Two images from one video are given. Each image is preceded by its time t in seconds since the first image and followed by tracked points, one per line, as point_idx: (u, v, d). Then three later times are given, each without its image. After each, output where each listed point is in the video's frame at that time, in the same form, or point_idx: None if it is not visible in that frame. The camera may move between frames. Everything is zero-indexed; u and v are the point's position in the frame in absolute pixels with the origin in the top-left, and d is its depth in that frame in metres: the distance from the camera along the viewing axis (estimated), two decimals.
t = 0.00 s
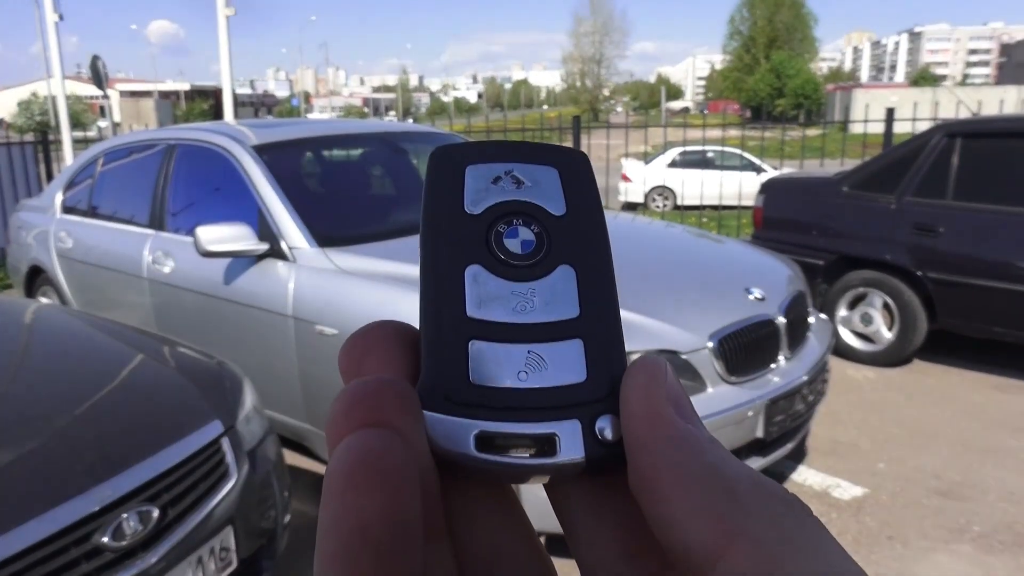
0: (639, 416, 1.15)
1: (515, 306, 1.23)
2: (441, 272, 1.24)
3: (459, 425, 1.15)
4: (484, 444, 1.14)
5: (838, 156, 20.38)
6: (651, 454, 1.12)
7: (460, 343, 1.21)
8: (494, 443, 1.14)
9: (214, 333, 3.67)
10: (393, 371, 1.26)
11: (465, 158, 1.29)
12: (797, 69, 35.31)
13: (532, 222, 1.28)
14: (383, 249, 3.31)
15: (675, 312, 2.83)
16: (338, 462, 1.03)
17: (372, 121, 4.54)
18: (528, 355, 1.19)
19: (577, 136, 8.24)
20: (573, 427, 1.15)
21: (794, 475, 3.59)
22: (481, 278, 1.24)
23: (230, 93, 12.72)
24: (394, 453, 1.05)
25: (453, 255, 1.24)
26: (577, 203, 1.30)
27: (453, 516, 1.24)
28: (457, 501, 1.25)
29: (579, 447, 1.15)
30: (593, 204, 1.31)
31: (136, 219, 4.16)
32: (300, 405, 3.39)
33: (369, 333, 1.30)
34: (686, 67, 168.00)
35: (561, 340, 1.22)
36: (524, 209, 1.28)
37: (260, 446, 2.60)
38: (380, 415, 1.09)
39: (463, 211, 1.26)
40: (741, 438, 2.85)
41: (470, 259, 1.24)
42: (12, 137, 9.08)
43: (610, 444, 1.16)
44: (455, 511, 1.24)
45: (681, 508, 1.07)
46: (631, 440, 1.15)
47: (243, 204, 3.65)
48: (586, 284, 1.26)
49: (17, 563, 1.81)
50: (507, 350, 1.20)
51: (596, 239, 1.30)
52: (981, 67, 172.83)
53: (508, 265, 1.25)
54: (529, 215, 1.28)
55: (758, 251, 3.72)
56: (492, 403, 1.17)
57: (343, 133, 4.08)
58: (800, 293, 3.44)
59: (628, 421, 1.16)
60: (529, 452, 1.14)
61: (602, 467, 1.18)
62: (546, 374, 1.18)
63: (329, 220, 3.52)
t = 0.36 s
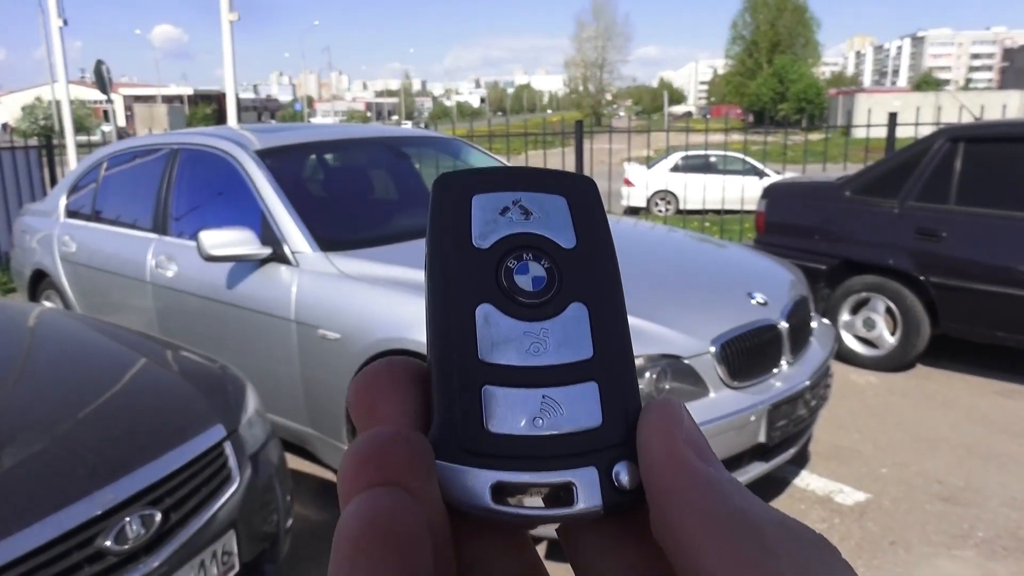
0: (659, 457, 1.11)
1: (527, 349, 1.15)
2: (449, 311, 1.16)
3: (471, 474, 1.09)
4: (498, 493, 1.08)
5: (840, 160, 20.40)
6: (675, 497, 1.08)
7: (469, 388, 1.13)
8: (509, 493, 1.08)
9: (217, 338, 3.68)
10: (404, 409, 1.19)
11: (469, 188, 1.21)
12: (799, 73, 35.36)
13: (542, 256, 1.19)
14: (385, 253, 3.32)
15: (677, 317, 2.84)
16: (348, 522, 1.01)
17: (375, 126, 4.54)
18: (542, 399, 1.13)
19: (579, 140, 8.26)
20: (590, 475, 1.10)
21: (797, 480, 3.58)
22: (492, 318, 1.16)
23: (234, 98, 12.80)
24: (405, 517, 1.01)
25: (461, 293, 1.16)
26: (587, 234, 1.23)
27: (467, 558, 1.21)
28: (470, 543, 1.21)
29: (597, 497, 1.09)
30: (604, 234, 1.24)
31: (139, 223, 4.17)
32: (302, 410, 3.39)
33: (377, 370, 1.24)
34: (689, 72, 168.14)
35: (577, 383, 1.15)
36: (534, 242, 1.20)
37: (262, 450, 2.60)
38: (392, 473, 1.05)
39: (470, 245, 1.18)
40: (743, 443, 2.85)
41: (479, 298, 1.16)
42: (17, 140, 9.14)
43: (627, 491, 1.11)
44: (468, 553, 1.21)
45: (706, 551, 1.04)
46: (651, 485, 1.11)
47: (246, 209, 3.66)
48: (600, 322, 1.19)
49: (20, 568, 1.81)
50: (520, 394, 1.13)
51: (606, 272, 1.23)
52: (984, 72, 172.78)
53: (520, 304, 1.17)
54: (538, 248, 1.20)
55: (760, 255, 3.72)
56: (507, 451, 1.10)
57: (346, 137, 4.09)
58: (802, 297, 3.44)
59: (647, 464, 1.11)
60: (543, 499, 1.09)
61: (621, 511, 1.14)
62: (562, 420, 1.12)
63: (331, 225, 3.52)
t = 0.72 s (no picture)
0: (679, 493, 1.10)
1: (545, 381, 1.11)
2: (465, 339, 1.12)
3: (486, 512, 1.06)
4: (516, 532, 1.05)
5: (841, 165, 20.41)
6: (700, 536, 1.08)
7: (486, 421, 1.10)
8: (525, 530, 1.05)
9: (219, 344, 3.68)
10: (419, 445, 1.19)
11: (486, 210, 1.16)
12: (800, 78, 35.39)
13: (562, 282, 1.15)
14: (386, 258, 3.32)
15: (677, 321, 2.84)
16: (361, 560, 1.00)
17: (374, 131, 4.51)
18: (560, 433, 1.08)
19: (579, 144, 8.28)
20: (607, 511, 1.07)
21: (797, 485, 3.58)
22: (510, 349, 1.12)
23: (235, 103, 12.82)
24: (419, 556, 1.01)
25: (477, 321, 1.13)
26: (608, 259, 1.18)
27: None
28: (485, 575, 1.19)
29: (613, 534, 1.07)
30: (624, 259, 1.19)
31: (140, 227, 4.18)
32: (303, 415, 3.40)
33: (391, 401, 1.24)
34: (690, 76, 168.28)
35: (596, 416, 1.10)
36: (552, 267, 1.15)
37: (262, 454, 2.61)
38: (406, 511, 1.04)
39: (487, 270, 1.13)
40: (743, 448, 2.85)
41: (497, 327, 1.12)
42: (19, 144, 9.17)
43: (644, 528, 1.08)
44: None
45: None
46: (673, 522, 1.10)
47: (247, 214, 3.66)
48: (619, 352, 1.15)
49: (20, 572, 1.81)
50: (539, 429, 1.08)
51: (627, 300, 1.18)
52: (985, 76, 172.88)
53: (538, 333, 1.13)
54: (557, 274, 1.15)
55: (760, 260, 3.72)
56: (524, 488, 1.07)
57: (348, 142, 4.09)
58: (802, 302, 3.44)
59: (667, 501, 1.10)
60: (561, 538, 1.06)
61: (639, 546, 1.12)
62: (580, 455, 1.08)
63: (332, 229, 3.52)
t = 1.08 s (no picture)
0: (678, 518, 1.11)
1: (545, 407, 1.09)
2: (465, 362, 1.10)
3: (486, 537, 1.06)
4: (515, 559, 1.05)
5: (841, 170, 20.42)
6: (700, 558, 1.11)
7: (485, 447, 1.08)
8: (526, 557, 1.05)
9: (219, 347, 3.68)
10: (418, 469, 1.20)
11: (486, 233, 1.14)
12: (801, 83, 35.42)
13: (562, 306, 1.13)
14: (386, 261, 3.32)
15: (677, 325, 2.84)
16: None
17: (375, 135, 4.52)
18: (560, 460, 1.07)
19: (580, 148, 8.29)
20: (606, 537, 1.07)
21: (797, 490, 3.58)
22: (511, 374, 1.10)
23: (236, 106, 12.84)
24: None
25: (477, 346, 1.11)
26: (608, 282, 1.16)
27: None
28: None
29: (612, 560, 1.06)
30: (625, 282, 1.17)
31: (141, 230, 4.19)
32: (303, 418, 3.40)
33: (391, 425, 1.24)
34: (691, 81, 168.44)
35: (597, 442, 1.09)
36: (553, 291, 1.13)
37: (262, 458, 2.60)
38: (404, 540, 1.06)
39: (487, 295, 1.12)
40: (743, 453, 2.85)
41: (496, 352, 1.10)
42: (21, 147, 9.18)
43: (644, 554, 1.08)
44: None
45: None
46: (673, 546, 1.11)
47: (248, 217, 3.66)
48: (620, 376, 1.13)
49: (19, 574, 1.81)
50: (539, 455, 1.07)
51: (628, 324, 1.16)
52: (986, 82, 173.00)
53: (538, 359, 1.11)
54: (558, 298, 1.13)
55: (760, 265, 3.72)
56: (524, 514, 1.06)
57: (349, 146, 4.10)
58: (802, 307, 3.45)
59: (667, 526, 1.11)
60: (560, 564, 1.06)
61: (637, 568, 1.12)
62: (580, 481, 1.07)
63: (333, 233, 3.53)
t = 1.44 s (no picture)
0: (677, 514, 1.09)
1: (546, 401, 1.09)
2: (465, 357, 1.10)
3: (487, 530, 1.05)
4: (515, 553, 1.04)
5: (843, 174, 20.41)
6: (698, 555, 1.08)
7: (486, 442, 1.08)
8: (526, 550, 1.05)
9: (221, 348, 3.68)
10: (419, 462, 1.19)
11: (486, 228, 1.13)
12: (803, 86, 35.41)
13: (563, 301, 1.13)
14: (388, 263, 3.32)
15: (680, 328, 2.84)
16: None
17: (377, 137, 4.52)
18: (560, 453, 1.07)
19: (583, 151, 8.29)
20: (606, 532, 1.06)
21: (800, 494, 3.57)
22: (511, 369, 1.09)
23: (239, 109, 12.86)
24: None
25: (478, 341, 1.11)
26: (609, 277, 1.15)
27: None
28: None
29: (612, 554, 1.06)
30: (626, 276, 1.17)
31: (144, 232, 4.19)
32: (305, 420, 3.39)
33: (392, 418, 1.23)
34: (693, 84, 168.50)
35: (596, 437, 1.09)
36: (553, 286, 1.13)
37: (263, 459, 2.60)
38: (409, 531, 1.04)
39: (488, 290, 1.11)
40: (745, 456, 2.84)
41: (497, 347, 1.10)
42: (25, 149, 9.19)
43: (643, 548, 1.08)
44: None
45: None
46: (673, 542, 1.09)
47: (250, 219, 3.67)
48: (621, 371, 1.13)
49: None
50: (540, 449, 1.07)
51: (629, 319, 1.16)
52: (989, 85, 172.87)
53: (539, 353, 1.10)
54: (558, 293, 1.13)
55: (763, 268, 3.72)
56: (524, 508, 1.06)
57: (352, 148, 4.10)
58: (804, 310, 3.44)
59: (666, 522, 1.09)
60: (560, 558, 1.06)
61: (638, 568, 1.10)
62: (580, 476, 1.07)
63: (335, 235, 3.53)
